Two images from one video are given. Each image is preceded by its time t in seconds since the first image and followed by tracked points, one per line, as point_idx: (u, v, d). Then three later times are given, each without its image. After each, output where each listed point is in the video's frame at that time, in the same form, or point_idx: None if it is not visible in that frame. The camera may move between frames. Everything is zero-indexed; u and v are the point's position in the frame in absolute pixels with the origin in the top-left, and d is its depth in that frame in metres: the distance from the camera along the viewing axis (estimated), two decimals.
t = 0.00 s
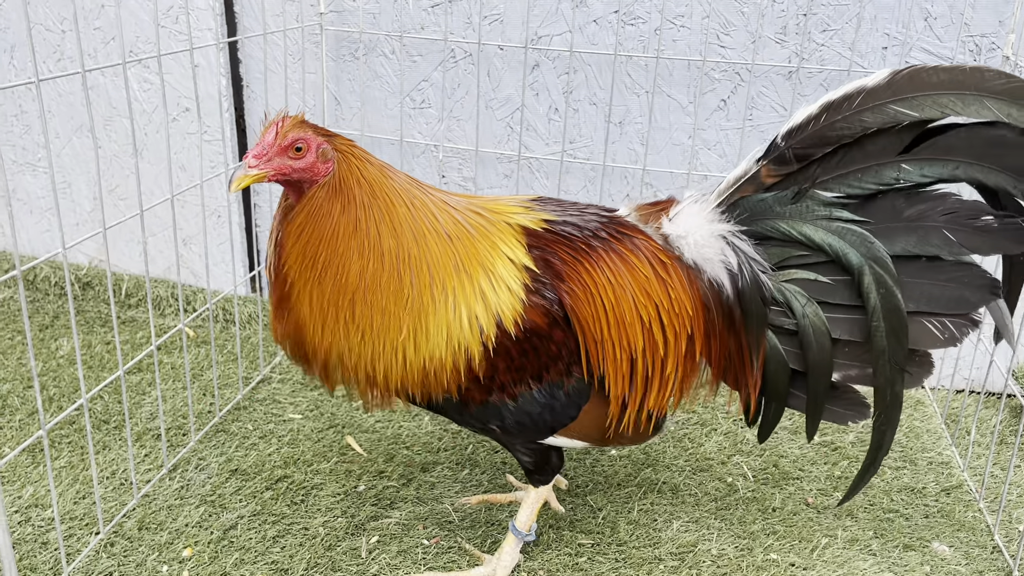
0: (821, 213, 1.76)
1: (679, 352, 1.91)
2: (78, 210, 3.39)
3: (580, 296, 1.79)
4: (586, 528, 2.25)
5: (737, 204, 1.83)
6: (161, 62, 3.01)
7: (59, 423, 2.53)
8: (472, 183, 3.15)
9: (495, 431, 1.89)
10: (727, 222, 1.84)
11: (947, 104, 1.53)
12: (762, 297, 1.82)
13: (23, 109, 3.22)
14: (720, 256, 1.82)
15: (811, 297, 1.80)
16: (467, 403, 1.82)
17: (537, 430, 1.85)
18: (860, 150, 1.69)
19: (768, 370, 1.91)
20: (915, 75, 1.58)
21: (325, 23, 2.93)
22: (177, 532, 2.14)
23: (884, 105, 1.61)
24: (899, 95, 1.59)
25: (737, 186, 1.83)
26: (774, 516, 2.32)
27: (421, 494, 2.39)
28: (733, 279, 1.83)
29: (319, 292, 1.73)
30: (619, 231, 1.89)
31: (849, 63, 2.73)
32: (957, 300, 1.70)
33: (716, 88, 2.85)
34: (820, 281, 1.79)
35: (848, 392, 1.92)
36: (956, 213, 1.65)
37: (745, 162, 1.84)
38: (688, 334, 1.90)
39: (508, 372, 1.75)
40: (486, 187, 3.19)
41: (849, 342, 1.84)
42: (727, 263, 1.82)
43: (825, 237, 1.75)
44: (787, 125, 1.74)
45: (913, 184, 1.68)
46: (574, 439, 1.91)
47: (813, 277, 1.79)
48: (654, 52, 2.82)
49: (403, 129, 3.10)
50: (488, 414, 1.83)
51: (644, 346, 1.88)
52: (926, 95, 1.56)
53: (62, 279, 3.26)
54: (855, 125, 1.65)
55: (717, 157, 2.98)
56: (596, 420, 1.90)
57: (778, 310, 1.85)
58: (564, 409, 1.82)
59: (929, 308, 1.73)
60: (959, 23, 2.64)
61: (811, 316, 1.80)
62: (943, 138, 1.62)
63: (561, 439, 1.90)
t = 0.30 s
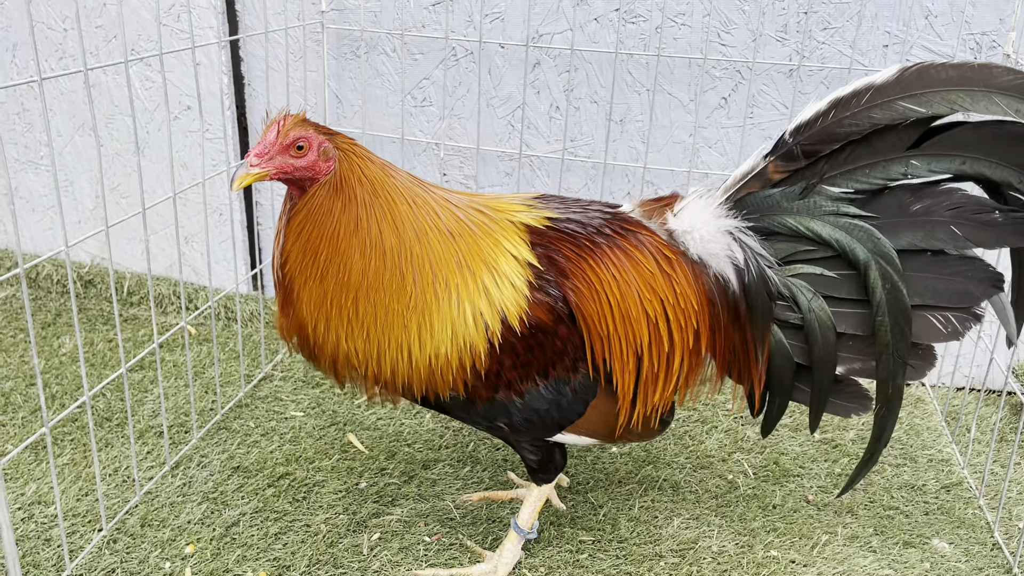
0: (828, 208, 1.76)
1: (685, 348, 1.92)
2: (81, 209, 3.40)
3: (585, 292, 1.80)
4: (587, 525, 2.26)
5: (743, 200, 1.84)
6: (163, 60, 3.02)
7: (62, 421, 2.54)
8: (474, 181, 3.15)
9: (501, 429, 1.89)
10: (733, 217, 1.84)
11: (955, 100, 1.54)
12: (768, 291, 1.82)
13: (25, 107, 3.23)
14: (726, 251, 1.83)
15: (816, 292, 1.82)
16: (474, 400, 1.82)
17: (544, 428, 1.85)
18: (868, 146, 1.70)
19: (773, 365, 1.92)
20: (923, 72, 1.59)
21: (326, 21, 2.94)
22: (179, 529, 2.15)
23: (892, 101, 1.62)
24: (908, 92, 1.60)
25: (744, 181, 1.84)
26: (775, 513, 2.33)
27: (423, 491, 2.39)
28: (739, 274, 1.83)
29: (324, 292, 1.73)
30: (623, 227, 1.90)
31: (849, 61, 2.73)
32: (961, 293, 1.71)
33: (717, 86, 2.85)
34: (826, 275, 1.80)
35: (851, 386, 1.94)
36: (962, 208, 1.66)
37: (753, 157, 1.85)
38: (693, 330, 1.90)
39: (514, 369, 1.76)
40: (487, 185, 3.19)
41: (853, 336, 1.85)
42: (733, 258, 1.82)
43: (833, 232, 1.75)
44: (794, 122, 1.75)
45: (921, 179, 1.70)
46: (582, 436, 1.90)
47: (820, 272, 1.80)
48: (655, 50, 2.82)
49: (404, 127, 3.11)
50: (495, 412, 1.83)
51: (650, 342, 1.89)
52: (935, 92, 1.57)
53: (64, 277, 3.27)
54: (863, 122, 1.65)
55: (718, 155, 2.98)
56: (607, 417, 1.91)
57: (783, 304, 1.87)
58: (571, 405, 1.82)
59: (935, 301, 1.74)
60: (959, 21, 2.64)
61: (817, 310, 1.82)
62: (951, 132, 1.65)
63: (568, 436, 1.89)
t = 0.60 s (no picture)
0: (837, 207, 1.77)
1: (692, 342, 1.92)
2: (82, 209, 3.40)
3: (589, 291, 1.81)
4: (587, 524, 2.27)
5: (751, 196, 1.84)
6: (164, 61, 3.03)
7: (64, 421, 2.55)
8: (474, 181, 3.16)
9: (519, 435, 1.87)
10: (740, 212, 1.85)
11: (967, 99, 1.55)
12: (773, 287, 1.84)
13: (27, 107, 3.24)
14: (732, 247, 1.84)
15: (822, 288, 1.83)
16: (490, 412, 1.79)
17: (562, 429, 1.84)
18: (878, 146, 1.71)
19: (778, 359, 1.93)
20: (935, 72, 1.61)
21: (326, 22, 2.95)
22: (180, 529, 2.16)
23: (904, 100, 1.64)
24: (920, 92, 1.61)
25: (753, 178, 1.84)
26: (775, 512, 2.33)
27: (424, 491, 2.40)
28: (744, 270, 1.85)
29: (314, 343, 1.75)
30: (624, 224, 1.90)
31: (849, 61, 2.73)
32: (963, 292, 1.72)
33: (717, 87, 2.85)
34: (832, 273, 1.81)
35: (852, 380, 1.93)
36: (968, 209, 1.67)
37: (763, 154, 1.86)
38: (699, 325, 1.91)
39: (527, 371, 1.74)
40: (488, 185, 3.20)
41: (855, 332, 1.86)
42: (738, 254, 1.84)
43: (840, 230, 1.76)
44: (807, 120, 1.77)
45: (929, 180, 1.71)
46: (600, 434, 1.94)
47: (825, 269, 1.81)
48: (655, 50, 2.82)
49: (404, 127, 3.11)
50: (511, 417, 1.80)
51: (657, 339, 1.89)
52: (947, 92, 1.58)
53: (66, 277, 3.28)
54: (875, 120, 1.67)
55: (718, 155, 2.99)
56: (620, 414, 1.94)
57: (788, 300, 1.87)
58: (586, 403, 1.83)
59: (936, 299, 1.76)
60: (959, 21, 2.64)
61: (822, 307, 1.82)
62: (961, 134, 1.67)
63: (586, 434, 1.93)
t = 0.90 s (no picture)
0: (835, 202, 1.79)
1: (685, 337, 1.93)
2: (86, 206, 3.41)
3: (578, 291, 1.80)
4: (591, 519, 2.27)
5: (751, 190, 1.85)
6: (167, 57, 3.03)
7: (69, 416, 2.56)
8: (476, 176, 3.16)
9: (515, 437, 1.88)
10: (737, 205, 1.85)
11: (969, 95, 1.59)
12: (767, 280, 1.83)
13: (30, 104, 3.25)
14: (726, 240, 1.83)
15: (816, 282, 1.83)
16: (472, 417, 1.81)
17: (556, 431, 1.86)
18: (880, 141, 1.74)
19: (769, 353, 1.91)
20: (937, 70, 1.64)
21: (330, 17, 2.96)
22: (186, 523, 2.17)
23: (908, 96, 1.66)
24: (923, 89, 1.65)
25: (753, 171, 1.85)
26: (778, 507, 2.34)
27: (427, 485, 2.41)
28: (738, 262, 1.84)
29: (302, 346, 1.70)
30: (609, 221, 1.90)
31: (852, 56, 2.73)
32: (951, 289, 1.77)
33: (720, 82, 2.86)
34: (826, 267, 1.82)
35: (843, 373, 1.94)
36: (961, 206, 1.71)
37: (763, 147, 1.87)
38: (691, 320, 1.91)
39: (518, 379, 1.75)
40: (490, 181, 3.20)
41: (847, 326, 1.86)
42: (733, 246, 1.83)
43: (837, 225, 1.79)
44: (810, 114, 1.78)
45: (926, 177, 1.75)
46: (599, 429, 2.00)
47: (820, 264, 1.82)
48: (658, 46, 2.83)
49: (407, 123, 3.12)
50: (505, 421, 1.82)
51: (649, 336, 1.90)
52: (950, 88, 1.62)
53: (70, 274, 3.29)
54: (878, 116, 1.70)
55: (721, 151, 2.99)
56: (615, 411, 1.98)
57: (779, 293, 1.87)
58: (581, 403, 1.83)
59: (927, 296, 1.80)
60: (962, 16, 2.64)
61: (816, 301, 1.82)
62: (960, 134, 1.71)
63: (585, 431, 1.99)
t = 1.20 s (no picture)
0: (823, 190, 1.82)
1: (680, 337, 1.93)
2: (87, 206, 3.41)
3: (576, 298, 1.80)
4: (592, 519, 2.27)
5: (739, 182, 1.87)
6: (168, 58, 3.03)
7: (70, 417, 2.56)
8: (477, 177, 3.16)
9: (514, 446, 1.88)
10: (725, 199, 1.86)
11: (954, 92, 1.66)
12: (758, 273, 1.84)
13: (32, 105, 3.25)
14: (716, 235, 1.84)
15: (805, 272, 1.86)
16: (476, 428, 1.79)
17: (556, 437, 1.86)
18: (865, 130, 1.78)
19: (763, 346, 1.94)
20: (923, 64, 1.70)
21: (330, 17, 2.95)
22: (187, 524, 2.17)
23: (895, 88, 1.72)
24: (910, 82, 1.70)
25: (741, 163, 1.87)
26: (779, 506, 2.34)
27: (429, 485, 2.41)
28: (729, 257, 1.85)
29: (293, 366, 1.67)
30: (600, 222, 1.89)
31: (853, 55, 2.73)
32: (938, 271, 1.80)
33: (721, 81, 2.85)
34: (816, 257, 1.85)
35: (833, 359, 1.99)
36: (946, 189, 1.75)
37: (749, 140, 1.89)
38: (686, 319, 1.91)
39: (520, 390, 1.74)
40: (492, 181, 3.19)
41: (838, 314, 1.90)
42: (723, 241, 1.84)
43: (826, 214, 1.81)
44: (797, 106, 1.82)
45: (909, 163, 1.79)
46: (594, 434, 1.96)
47: (810, 253, 1.85)
48: (658, 45, 2.82)
49: (407, 123, 3.11)
50: (506, 433, 1.81)
51: (646, 338, 1.89)
52: (936, 83, 1.68)
53: (71, 274, 3.29)
54: (865, 107, 1.75)
55: (722, 150, 2.98)
56: (611, 413, 1.95)
57: (771, 286, 1.89)
58: (580, 410, 1.84)
59: (915, 280, 1.83)
60: (963, 15, 2.64)
61: (808, 292, 1.84)
62: (942, 120, 1.76)
63: (580, 436, 1.95)
